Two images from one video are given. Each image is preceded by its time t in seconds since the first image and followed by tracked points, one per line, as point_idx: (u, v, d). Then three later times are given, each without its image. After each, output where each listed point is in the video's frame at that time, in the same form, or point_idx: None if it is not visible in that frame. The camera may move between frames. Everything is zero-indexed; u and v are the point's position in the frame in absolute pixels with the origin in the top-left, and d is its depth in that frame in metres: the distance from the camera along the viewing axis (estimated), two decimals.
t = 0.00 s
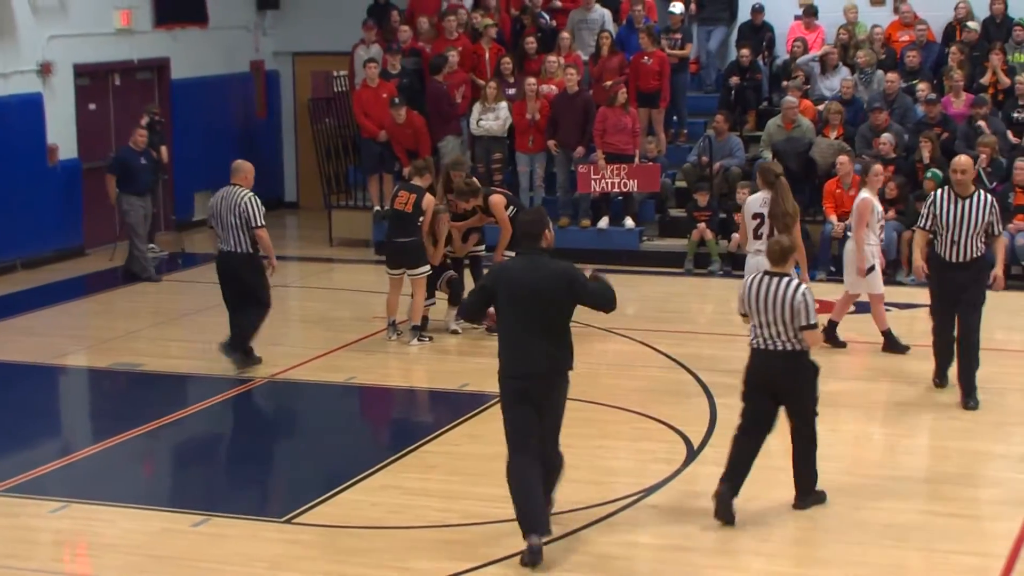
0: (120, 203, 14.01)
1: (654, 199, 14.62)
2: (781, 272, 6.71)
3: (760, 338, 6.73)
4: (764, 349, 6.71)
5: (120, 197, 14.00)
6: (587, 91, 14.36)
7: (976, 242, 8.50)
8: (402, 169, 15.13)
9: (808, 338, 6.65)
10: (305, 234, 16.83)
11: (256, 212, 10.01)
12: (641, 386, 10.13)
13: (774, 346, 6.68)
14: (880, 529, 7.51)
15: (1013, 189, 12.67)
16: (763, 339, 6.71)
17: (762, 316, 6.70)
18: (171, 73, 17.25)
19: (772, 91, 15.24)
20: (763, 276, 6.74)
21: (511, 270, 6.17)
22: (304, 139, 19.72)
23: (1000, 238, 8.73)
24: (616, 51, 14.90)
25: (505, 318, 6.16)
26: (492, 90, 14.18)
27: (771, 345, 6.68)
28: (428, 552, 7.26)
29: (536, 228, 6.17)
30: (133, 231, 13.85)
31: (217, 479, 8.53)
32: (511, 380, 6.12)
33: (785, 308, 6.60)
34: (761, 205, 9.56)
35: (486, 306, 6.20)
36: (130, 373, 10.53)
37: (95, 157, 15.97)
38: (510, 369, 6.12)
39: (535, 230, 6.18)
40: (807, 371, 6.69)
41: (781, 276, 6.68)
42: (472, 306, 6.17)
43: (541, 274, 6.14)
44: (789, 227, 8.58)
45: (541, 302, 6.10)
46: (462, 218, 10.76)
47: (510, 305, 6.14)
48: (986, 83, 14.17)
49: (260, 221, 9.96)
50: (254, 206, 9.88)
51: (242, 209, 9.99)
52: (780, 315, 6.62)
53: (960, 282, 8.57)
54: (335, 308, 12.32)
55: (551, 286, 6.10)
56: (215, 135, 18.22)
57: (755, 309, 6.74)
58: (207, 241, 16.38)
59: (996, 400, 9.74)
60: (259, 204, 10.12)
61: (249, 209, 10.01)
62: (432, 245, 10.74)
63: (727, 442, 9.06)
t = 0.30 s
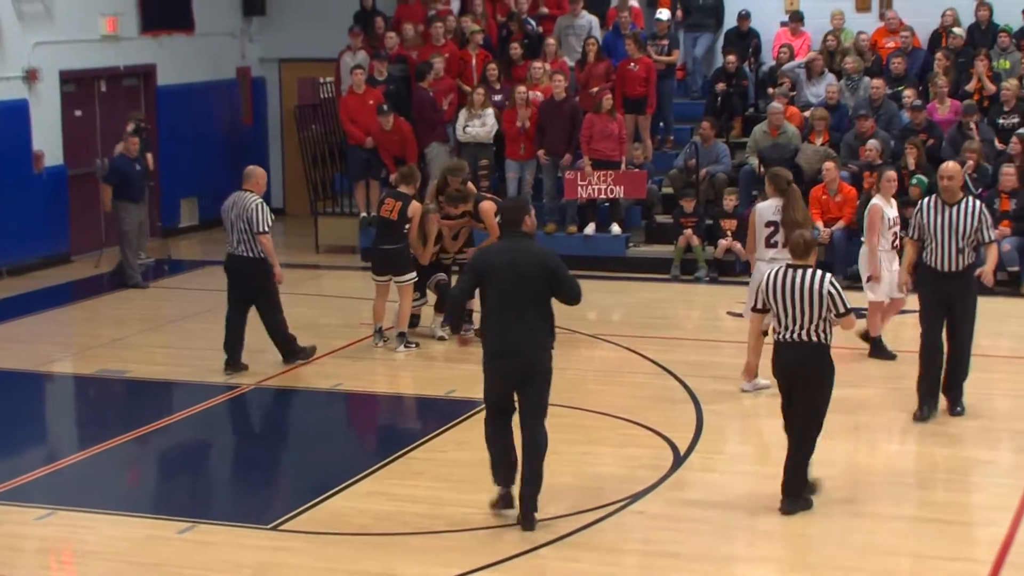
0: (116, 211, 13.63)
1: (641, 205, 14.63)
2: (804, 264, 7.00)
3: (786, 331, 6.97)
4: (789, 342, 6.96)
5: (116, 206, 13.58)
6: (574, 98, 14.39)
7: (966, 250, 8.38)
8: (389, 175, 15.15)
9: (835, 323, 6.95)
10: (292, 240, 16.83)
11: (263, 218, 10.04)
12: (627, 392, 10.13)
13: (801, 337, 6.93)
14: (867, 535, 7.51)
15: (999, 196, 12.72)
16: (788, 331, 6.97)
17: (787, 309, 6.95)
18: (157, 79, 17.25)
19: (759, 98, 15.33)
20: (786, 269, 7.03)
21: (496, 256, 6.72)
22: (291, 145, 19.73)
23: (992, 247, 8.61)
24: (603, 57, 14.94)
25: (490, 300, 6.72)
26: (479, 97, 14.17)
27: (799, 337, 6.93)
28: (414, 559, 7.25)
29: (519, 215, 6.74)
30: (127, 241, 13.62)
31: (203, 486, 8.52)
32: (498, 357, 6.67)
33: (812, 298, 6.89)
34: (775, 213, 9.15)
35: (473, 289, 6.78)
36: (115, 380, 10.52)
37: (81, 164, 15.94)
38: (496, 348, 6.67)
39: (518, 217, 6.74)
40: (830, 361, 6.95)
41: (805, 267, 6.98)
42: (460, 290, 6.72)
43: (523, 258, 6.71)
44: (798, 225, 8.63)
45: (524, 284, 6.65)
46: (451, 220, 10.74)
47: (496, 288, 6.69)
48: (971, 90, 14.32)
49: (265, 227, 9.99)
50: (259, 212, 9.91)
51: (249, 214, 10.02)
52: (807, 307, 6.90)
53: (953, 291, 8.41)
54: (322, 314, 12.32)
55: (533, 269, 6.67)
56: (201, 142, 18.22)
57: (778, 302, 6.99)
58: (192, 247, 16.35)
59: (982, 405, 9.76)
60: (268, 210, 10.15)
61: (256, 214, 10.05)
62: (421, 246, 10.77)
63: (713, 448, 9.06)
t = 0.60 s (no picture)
0: (100, 219, 13.64)
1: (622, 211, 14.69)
2: (813, 264, 7.21)
3: (797, 331, 7.19)
4: (801, 340, 7.17)
5: (99, 212, 13.63)
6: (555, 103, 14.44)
7: (943, 266, 8.09)
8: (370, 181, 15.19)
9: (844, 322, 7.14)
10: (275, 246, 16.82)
11: (275, 222, 10.18)
12: (608, 398, 10.15)
13: (812, 336, 7.14)
14: (851, 541, 7.51)
15: (978, 202, 12.77)
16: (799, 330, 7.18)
17: (798, 308, 7.18)
18: (138, 85, 17.25)
19: (740, 104, 15.47)
20: (798, 269, 7.25)
21: (468, 257, 7.00)
22: (273, 152, 19.76)
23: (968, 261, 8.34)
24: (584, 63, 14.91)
25: (461, 299, 7.01)
26: (461, 103, 14.21)
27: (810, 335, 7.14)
28: (396, 566, 7.24)
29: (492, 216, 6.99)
30: (108, 248, 13.63)
31: (185, 493, 8.50)
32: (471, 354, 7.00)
33: (820, 297, 7.10)
34: (781, 219, 9.14)
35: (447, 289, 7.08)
36: (96, 387, 10.49)
37: (62, 171, 15.91)
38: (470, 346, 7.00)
39: (491, 219, 7.00)
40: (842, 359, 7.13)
41: (813, 267, 7.19)
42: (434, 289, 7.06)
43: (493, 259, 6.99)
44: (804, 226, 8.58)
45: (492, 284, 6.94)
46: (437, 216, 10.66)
47: (467, 289, 6.98)
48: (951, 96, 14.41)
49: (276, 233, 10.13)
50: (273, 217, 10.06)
51: (261, 218, 10.16)
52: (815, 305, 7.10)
53: (929, 310, 8.15)
54: (303, 321, 12.32)
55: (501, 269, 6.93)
56: (183, 147, 18.23)
57: (789, 301, 7.23)
58: (173, 253, 16.33)
59: (963, 411, 9.78)
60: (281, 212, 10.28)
61: (269, 218, 10.19)
62: (403, 234, 10.53)
63: (696, 454, 9.07)
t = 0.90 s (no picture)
0: (81, 222, 13.61)
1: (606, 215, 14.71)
2: (826, 261, 7.31)
3: (809, 328, 7.29)
4: (814, 339, 7.27)
5: (83, 216, 13.59)
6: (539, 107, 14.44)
7: (925, 271, 8.02)
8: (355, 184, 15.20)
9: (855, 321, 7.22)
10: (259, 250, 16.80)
11: (281, 219, 10.41)
12: (592, 401, 10.16)
13: (823, 332, 7.23)
14: (836, 544, 7.52)
15: (962, 205, 12.83)
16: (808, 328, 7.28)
17: (807, 307, 7.27)
18: (122, 89, 17.23)
19: (724, 107, 15.54)
20: (811, 266, 7.35)
21: (450, 245, 7.45)
22: (256, 156, 19.71)
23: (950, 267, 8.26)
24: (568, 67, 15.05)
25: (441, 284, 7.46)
26: (445, 106, 14.19)
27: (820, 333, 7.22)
28: (381, 569, 7.24)
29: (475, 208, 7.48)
30: (91, 252, 13.58)
31: (170, 497, 8.48)
32: (447, 336, 7.42)
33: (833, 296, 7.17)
34: (776, 222, 9.19)
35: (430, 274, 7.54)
36: (81, 391, 10.47)
37: (45, 175, 15.87)
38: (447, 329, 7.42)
39: (477, 211, 7.48)
40: (855, 354, 7.22)
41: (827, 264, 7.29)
42: (412, 274, 7.62)
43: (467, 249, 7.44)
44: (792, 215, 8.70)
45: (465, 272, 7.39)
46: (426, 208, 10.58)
47: (447, 274, 7.42)
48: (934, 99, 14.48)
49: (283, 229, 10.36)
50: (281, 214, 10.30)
51: (266, 216, 10.38)
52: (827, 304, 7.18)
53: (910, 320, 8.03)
54: (287, 324, 12.31)
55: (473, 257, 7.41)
56: (167, 150, 18.21)
57: (802, 298, 7.31)
58: (157, 257, 16.30)
59: (945, 413, 9.81)
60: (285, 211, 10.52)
61: (273, 216, 10.41)
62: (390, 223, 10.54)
63: (680, 457, 9.08)
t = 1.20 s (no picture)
0: (60, 222, 13.61)
1: (592, 216, 14.74)
2: (851, 261, 7.29)
3: (831, 327, 7.31)
4: (837, 338, 7.30)
5: (63, 217, 13.57)
6: (523, 108, 14.45)
7: (905, 281, 7.99)
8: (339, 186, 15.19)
9: (878, 318, 7.32)
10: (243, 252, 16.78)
11: (276, 219, 10.47)
12: (578, 402, 10.16)
13: (847, 331, 7.27)
14: (820, 544, 7.53)
15: (946, 206, 12.89)
16: (833, 328, 7.30)
17: (834, 308, 7.28)
18: (106, 90, 17.22)
19: (709, 108, 15.58)
20: (833, 265, 7.32)
21: (433, 232, 7.91)
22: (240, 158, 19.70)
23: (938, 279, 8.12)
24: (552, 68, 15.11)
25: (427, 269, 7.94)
26: (430, 108, 14.19)
27: (847, 333, 7.27)
28: (366, 570, 7.24)
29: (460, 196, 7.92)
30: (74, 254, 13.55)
31: (155, 499, 8.47)
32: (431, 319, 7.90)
33: (862, 295, 7.22)
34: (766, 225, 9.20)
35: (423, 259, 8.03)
36: (66, 393, 10.45)
37: (29, 176, 15.84)
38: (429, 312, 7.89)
39: (459, 199, 7.89)
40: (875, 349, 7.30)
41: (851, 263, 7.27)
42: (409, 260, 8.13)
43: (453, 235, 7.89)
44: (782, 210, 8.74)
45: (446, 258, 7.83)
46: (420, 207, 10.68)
47: (430, 260, 7.90)
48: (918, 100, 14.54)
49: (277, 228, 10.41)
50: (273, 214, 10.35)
51: (262, 216, 10.44)
52: (857, 304, 7.23)
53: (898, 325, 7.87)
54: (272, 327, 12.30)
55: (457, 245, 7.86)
56: (151, 151, 18.20)
57: (825, 297, 7.31)
58: (142, 259, 16.29)
59: (929, 414, 9.84)
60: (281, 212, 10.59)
61: (269, 216, 10.47)
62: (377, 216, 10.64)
63: (665, 457, 9.09)
